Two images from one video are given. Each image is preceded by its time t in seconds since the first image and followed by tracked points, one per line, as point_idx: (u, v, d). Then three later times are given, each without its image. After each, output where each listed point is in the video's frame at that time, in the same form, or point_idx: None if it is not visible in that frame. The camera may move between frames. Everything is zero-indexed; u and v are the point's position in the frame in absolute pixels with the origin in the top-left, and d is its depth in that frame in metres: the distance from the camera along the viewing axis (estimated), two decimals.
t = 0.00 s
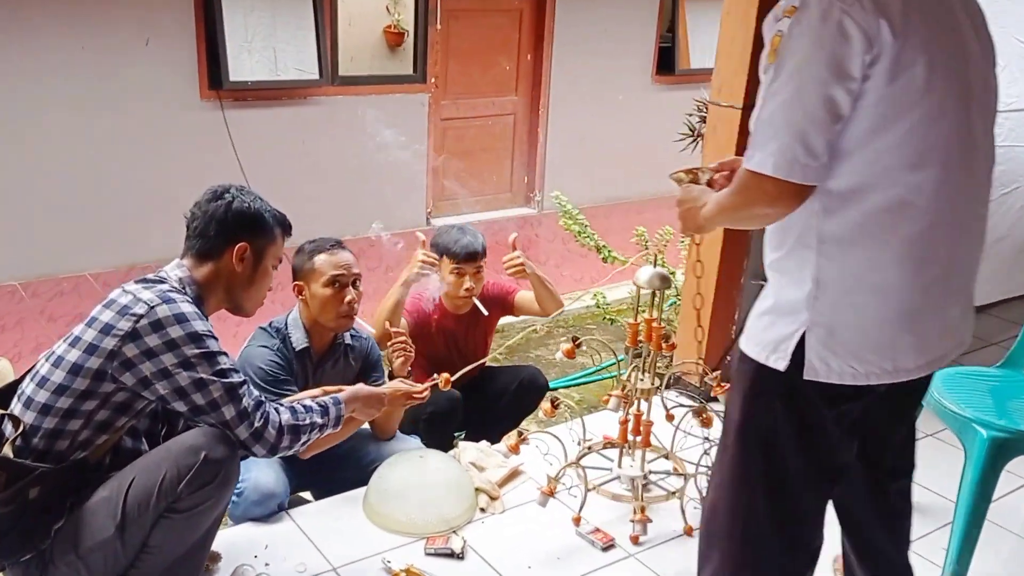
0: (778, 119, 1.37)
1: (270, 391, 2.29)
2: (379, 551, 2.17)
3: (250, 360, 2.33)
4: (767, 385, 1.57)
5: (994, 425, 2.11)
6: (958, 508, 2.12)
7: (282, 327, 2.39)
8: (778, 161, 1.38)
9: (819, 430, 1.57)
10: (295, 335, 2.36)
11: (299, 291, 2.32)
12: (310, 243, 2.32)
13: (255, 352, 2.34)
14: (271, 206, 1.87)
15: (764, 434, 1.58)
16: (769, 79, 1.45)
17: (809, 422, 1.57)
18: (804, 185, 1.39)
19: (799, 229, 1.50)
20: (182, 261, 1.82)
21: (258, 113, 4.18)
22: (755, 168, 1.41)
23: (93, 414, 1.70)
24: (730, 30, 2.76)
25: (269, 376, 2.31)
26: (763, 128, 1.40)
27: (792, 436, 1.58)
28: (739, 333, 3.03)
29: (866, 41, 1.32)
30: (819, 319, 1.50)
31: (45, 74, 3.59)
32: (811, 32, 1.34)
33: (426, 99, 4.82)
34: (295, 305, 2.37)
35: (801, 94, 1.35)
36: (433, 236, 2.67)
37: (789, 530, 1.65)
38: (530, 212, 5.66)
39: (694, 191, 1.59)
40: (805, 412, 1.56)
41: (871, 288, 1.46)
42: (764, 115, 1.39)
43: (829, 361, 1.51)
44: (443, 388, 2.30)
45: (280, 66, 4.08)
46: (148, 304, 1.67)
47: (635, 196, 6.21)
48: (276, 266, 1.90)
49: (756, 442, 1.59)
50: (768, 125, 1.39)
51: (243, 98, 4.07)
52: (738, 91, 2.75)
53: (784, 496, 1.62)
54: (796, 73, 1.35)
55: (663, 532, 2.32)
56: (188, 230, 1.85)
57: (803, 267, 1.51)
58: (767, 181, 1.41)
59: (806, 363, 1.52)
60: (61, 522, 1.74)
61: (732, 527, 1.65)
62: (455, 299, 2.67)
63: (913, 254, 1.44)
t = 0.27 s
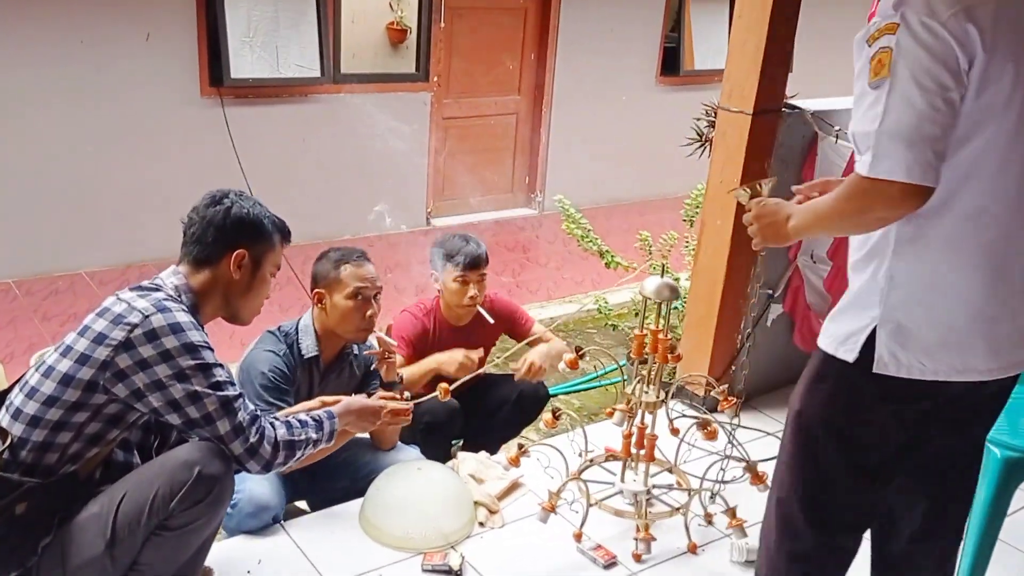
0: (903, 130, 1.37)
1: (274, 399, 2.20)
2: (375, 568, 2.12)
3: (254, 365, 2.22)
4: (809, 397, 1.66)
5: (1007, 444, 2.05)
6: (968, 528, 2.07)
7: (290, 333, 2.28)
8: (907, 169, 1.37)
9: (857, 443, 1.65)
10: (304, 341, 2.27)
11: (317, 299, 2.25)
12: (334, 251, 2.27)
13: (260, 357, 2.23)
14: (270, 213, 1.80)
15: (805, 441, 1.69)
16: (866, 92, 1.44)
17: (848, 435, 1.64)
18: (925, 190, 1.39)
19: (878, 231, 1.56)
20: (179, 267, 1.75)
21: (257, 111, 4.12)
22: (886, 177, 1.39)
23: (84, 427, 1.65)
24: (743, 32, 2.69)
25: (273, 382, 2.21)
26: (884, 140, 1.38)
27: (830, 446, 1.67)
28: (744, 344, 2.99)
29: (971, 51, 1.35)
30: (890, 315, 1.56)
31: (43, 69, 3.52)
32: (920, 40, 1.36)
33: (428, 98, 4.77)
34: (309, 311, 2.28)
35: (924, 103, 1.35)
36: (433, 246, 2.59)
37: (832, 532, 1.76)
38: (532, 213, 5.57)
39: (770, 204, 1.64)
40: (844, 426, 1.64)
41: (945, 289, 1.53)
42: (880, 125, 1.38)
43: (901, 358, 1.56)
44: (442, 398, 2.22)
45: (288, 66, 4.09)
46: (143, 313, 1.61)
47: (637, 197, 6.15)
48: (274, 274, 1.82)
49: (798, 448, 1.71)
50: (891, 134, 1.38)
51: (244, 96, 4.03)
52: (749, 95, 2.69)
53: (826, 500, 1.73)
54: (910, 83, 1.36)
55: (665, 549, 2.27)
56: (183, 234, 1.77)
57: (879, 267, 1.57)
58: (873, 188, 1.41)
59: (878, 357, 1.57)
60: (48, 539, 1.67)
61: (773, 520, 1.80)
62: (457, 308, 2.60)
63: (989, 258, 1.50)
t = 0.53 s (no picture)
0: (960, 123, 1.39)
1: (281, 399, 2.16)
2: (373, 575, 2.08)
3: (259, 366, 2.18)
4: (853, 388, 1.68)
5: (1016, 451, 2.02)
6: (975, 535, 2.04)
7: (296, 337, 2.26)
8: (967, 158, 1.39)
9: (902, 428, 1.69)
10: (311, 344, 2.25)
11: (324, 303, 2.21)
12: (344, 256, 2.23)
13: (265, 358, 2.19)
14: (267, 218, 1.77)
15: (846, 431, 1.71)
16: (916, 88, 1.47)
17: (896, 421, 1.68)
18: (982, 177, 1.41)
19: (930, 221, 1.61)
20: (174, 272, 1.72)
21: (253, 110, 4.11)
22: (947, 165, 1.41)
23: (76, 434, 1.62)
24: (748, 34, 2.66)
25: (277, 382, 2.17)
26: (941, 134, 1.41)
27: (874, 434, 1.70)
28: (747, 348, 2.96)
29: (1017, 44, 1.41)
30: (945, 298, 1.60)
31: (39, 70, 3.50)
32: (968, 35, 1.40)
33: (429, 99, 4.73)
34: (314, 314, 2.26)
35: (979, 95, 1.39)
36: (455, 260, 2.49)
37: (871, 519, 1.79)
38: (532, 215, 5.57)
39: (808, 182, 1.68)
40: (891, 411, 1.67)
41: (999, 272, 1.58)
42: (937, 118, 1.41)
43: (960, 341, 1.60)
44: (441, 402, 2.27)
45: (285, 65, 4.07)
46: (137, 320, 1.58)
47: (638, 198, 6.12)
48: (271, 280, 1.79)
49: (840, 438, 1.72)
50: (948, 126, 1.40)
51: (242, 97, 4.03)
52: (754, 98, 2.66)
53: (866, 488, 1.76)
54: (963, 76, 1.40)
55: (667, 556, 2.24)
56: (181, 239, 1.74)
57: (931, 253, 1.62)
58: (929, 175, 1.43)
59: (936, 340, 1.61)
60: (39, 548, 1.64)
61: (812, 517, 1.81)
62: (469, 326, 2.54)
63: None
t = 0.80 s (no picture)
0: (952, 119, 1.39)
1: (280, 385, 2.13)
2: (372, 569, 2.07)
3: (256, 354, 2.16)
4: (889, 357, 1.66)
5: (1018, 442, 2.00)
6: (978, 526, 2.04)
7: (292, 325, 2.23)
8: (961, 153, 1.40)
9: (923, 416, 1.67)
10: (307, 333, 2.22)
11: (317, 289, 2.19)
12: (334, 240, 2.20)
13: (261, 348, 2.17)
14: (262, 208, 1.74)
15: (870, 423, 1.69)
16: (907, 86, 1.47)
17: (917, 411, 1.66)
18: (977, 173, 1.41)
19: (929, 213, 1.60)
20: (167, 264, 1.69)
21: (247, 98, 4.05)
22: (941, 162, 1.41)
23: (69, 429, 1.59)
24: (748, 22, 2.63)
25: (276, 370, 2.15)
26: (934, 131, 1.41)
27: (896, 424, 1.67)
28: (746, 339, 2.95)
29: (1005, 39, 1.41)
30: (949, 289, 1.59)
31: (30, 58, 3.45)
32: (957, 32, 1.40)
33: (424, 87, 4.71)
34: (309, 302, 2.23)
35: (971, 91, 1.39)
36: (458, 249, 2.47)
37: (901, 506, 1.75)
38: (529, 204, 5.57)
39: (822, 161, 1.65)
40: (911, 400, 1.65)
41: (1006, 256, 1.58)
42: (930, 117, 1.41)
43: (967, 329, 1.59)
44: (441, 396, 2.18)
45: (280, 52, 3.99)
46: (130, 312, 1.55)
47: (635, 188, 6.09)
48: (267, 271, 1.76)
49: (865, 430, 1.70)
50: (942, 124, 1.40)
51: (234, 84, 3.93)
52: (754, 86, 2.63)
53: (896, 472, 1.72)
54: (953, 74, 1.40)
55: (668, 549, 2.22)
56: (174, 229, 1.71)
57: (932, 247, 1.60)
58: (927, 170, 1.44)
59: (943, 330, 1.60)
60: (34, 544, 1.63)
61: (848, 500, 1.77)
62: (467, 318, 2.51)
63: None
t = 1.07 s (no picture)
0: (935, 115, 1.48)
1: (268, 373, 2.13)
2: (365, 558, 2.08)
3: (244, 344, 2.16)
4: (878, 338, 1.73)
5: (1004, 431, 2.03)
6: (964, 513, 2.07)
7: (281, 313, 2.22)
8: (944, 147, 1.49)
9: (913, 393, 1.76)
10: (295, 319, 2.21)
11: (301, 272, 2.19)
12: (317, 225, 2.21)
13: (249, 338, 2.17)
14: (253, 200, 1.74)
15: (865, 402, 1.76)
16: (894, 81, 1.55)
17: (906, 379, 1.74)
18: (961, 165, 1.50)
19: (924, 201, 1.68)
20: (158, 256, 1.69)
21: (238, 90, 4.04)
22: (925, 157, 1.50)
23: (61, 421, 1.59)
24: (737, 15, 2.64)
25: (263, 359, 2.15)
26: (918, 127, 1.50)
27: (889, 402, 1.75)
28: (734, 331, 2.97)
29: (987, 35, 1.48)
30: (947, 271, 1.67)
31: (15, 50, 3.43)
32: (939, 31, 1.47)
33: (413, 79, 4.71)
34: (296, 289, 2.22)
35: (953, 88, 1.47)
36: (456, 242, 2.49)
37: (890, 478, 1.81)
38: (518, 195, 5.51)
39: (821, 163, 1.77)
40: (902, 378, 1.74)
41: (998, 235, 1.68)
42: (915, 114, 1.50)
43: (964, 306, 1.68)
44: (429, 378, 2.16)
45: (269, 44, 3.97)
46: (121, 305, 1.55)
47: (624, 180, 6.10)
48: (258, 263, 1.77)
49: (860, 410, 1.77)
50: (926, 120, 1.49)
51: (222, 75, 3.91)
52: (742, 79, 2.65)
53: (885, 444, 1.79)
54: (936, 72, 1.48)
55: (658, 538, 2.25)
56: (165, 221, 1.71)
57: (930, 232, 1.68)
58: (913, 167, 1.53)
59: (942, 310, 1.68)
60: (28, 535, 1.64)
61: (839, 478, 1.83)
62: (463, 312, 2.52)
63: (1023, 201, 1.67)
